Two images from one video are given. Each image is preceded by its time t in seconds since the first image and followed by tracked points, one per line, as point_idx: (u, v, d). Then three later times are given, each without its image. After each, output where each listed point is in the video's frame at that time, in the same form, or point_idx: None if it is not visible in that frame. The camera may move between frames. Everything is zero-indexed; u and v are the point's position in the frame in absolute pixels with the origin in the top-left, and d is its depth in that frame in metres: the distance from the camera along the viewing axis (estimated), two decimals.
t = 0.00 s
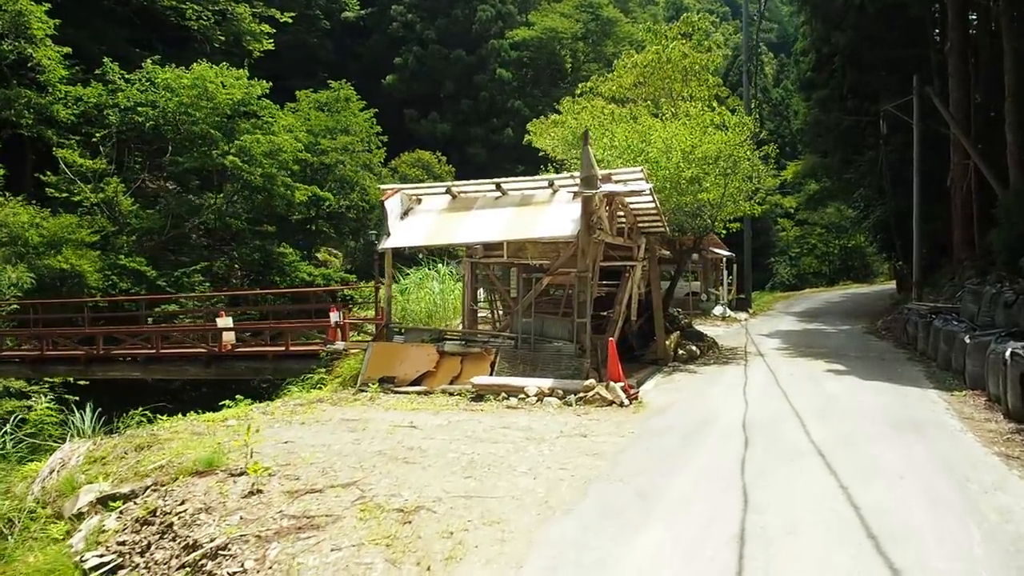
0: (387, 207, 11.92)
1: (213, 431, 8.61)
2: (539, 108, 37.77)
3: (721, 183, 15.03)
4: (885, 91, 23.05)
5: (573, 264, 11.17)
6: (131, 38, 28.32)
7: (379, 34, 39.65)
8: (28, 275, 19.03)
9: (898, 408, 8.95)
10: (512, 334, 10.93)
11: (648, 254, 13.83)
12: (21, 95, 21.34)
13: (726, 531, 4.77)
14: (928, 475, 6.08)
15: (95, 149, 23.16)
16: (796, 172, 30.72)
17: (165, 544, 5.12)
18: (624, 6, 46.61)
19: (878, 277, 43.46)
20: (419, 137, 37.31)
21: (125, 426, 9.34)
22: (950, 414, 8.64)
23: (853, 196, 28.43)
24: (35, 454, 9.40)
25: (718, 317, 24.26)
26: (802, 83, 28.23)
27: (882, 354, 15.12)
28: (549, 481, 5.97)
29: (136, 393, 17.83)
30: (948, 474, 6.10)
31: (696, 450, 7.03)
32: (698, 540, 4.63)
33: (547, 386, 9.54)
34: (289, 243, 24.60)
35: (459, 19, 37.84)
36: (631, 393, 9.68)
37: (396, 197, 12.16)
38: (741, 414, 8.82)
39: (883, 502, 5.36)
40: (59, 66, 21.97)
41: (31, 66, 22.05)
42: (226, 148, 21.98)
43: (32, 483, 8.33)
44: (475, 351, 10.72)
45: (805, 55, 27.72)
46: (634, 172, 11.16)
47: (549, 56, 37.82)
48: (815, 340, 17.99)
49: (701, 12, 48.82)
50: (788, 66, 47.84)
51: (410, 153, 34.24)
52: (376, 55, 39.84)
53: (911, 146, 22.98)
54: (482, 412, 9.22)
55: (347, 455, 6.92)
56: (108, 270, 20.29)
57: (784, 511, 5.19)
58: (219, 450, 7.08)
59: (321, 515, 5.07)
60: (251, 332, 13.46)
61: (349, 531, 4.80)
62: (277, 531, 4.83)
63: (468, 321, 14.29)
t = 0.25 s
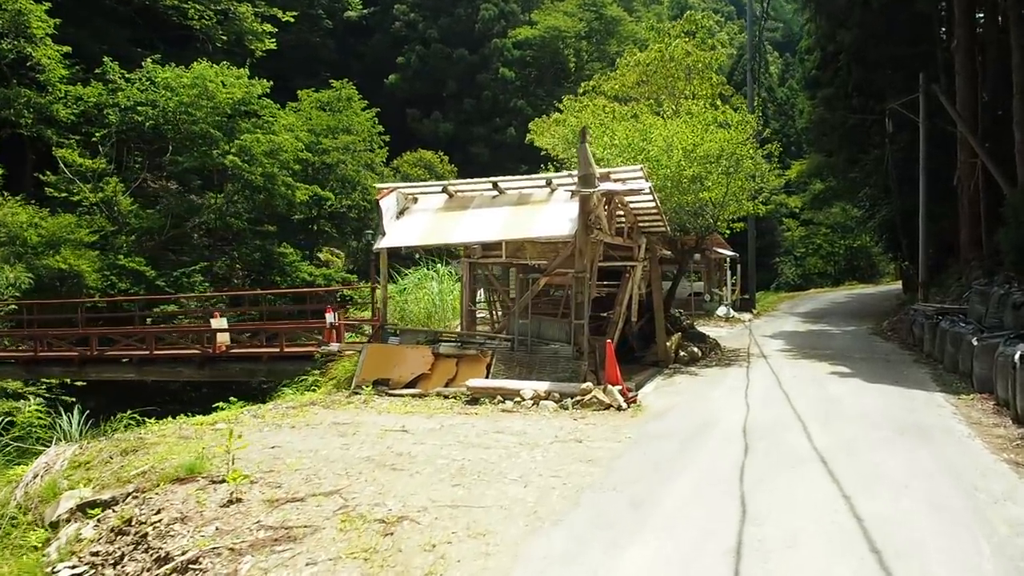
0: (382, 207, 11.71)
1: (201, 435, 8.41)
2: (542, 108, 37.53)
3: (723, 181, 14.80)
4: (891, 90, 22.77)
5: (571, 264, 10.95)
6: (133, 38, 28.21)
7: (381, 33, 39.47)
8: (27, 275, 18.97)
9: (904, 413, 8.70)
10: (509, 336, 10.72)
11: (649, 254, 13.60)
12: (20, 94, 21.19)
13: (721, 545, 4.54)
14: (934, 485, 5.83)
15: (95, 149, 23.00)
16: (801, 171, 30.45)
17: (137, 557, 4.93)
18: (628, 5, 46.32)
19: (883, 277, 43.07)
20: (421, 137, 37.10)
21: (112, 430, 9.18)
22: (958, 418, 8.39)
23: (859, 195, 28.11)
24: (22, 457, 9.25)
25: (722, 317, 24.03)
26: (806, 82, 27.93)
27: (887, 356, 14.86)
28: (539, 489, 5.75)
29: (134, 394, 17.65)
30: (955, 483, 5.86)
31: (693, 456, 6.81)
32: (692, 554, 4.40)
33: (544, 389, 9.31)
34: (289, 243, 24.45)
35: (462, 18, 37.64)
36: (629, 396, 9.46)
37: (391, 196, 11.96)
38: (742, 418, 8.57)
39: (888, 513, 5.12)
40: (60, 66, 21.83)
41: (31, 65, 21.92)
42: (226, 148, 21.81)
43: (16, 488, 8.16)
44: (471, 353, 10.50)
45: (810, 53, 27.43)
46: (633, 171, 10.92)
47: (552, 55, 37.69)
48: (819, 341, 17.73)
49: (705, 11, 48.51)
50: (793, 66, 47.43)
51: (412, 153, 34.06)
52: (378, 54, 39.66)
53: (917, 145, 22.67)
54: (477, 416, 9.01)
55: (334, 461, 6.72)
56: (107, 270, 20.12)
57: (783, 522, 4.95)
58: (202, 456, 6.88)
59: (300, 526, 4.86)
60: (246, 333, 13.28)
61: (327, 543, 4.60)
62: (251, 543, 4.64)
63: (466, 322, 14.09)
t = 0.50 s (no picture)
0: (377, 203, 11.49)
1: (189, 438, 8.18)
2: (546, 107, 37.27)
3: (727, 179, 14.54)
4: (898, 87, 22.45)
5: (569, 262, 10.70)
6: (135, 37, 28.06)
7: (385, 32, 39.26)
8: (25, 273, 18.53)
9: (913, 416, 8.42)
10: (505, 336, 10.48)
11: (650, 253, 13.35)
12: (20, 93, 21.02)
13: (720, 555, 4.30)
14: (945, 491, 5.58)
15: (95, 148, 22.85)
16: (807, 170, 30.13)
17: (106, 565, 4.72)
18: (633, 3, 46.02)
19: (891, 277, 42.65)
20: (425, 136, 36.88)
21: (99, 431, 8.98)
22: (969, 421, 8.11)
23: (866, 194, 27.77)
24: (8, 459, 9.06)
25: (726, 317, 23.75)
26: (812, 79, 27.62)
27: (895, 356, 14.57)
28: (531, 494, 5.51)
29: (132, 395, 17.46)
30: (967, 490, 5.60)
31: (693, 460, 6.55)
32: (689, 565, 4.17)
33: (541, 390, 9.07)
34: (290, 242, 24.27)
35: (466, 16, 37.42)
36: (628, 397, 9.20)
37: (388, 193, 11.78)
38: (745, 420, 8.31)
39: (896, 522, 4.87)
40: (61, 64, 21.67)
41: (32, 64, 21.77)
42: (227, 146, 21.57)
43: None
44: (467, 353, 10.27)
45: (815, 50, 27.12)
46: (634, 167, 10.67)
47: (557, 54, 37.01)
48: (825, 342, 17.44)
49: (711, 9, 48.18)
50: (799, 64, 47.01)
51: (415, 152, 33.85)
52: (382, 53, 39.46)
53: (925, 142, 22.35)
54: (472, 417, 8.79)
55: (321, 464, 6.49)
56: (106, 269, 19.96)
57: (785, 530, 4.70)
58: (184, 459, 6.65)
59: (276, 533, 4.65)
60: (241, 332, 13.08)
61: (303, 552, 4.38)
62: (224, 552, 4.43)
63: (465, 321, 13.87)
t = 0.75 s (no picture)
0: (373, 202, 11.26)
1: (177, 442, 7.96)
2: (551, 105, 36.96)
3: (732, 176, 14.25)
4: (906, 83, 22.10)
5: (569, 261, 10.45)
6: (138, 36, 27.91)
7: (389, 30, 39.03)
8: (24, 273, 18.37)
9: (923, 420, 8.15)
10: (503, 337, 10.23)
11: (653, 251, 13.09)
12: (21, 90, 20.84)
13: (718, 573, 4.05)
14: (957, 503, 5.32)
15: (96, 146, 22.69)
16: (814, 168, 29.76)
17: None
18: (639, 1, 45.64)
19: (899, 276, 42.21)
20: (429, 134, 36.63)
21: (86, 434, 8.78)
22: (982, 426, 7.83)
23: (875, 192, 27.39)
24: None
25: (732, 317, 23.44)
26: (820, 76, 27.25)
27: (904, 357, 14.26)
28: (522, 504, 5.27)
29: (130, 395, 17.26)
30: (980, 502, 5.33)
31: (693, 468, 6.31)
32: None
33: (539, 393, 8.82)
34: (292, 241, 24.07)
35: (470, 14, 37.14)
36: (629, 400, 8.94)
37: (384, 190, 11.57)
38: (748, 425, 8.05)
39: (905, 537, 4.61)
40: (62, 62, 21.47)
41: (33, 62, 21.59)
42: (228, 144, 21.30)
43: None
44: (464, 354, 10.03)
45: (823, 46, 26.75)
46: (636, 164, 10.40)
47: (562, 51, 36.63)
48: (832, 342, 17.13)
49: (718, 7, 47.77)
50: (807, 62, 46.56)
51: (419, 150, 33.60)
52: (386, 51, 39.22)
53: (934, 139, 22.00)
54: (468, 421, 8.55)
55: (307, 471, 6.26)
56: (107, 268, 19.79)
57: (789, 546, 4.45)
58: (167, 464, 6.43)
59: (251, 547, 4.43)
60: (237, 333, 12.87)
61: (278, 569, 4.15)
62: (195, 568, 4.20)
63: (465, 321, 13.63)
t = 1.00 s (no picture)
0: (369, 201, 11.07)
1: (164, 448, 7.77)
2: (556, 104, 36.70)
3: (737, 175, 14.00)
4: (916, 81, 21.78)
5: (567, 262, 10.24)
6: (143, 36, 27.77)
7: (394, 30, 38.86)
8: (25, 273, 18.19)
9: (932, 426, 7.90)
10: (500, 339, 10.01)
11: (655, 251, 12.86)
12: (24, 90, 20.69)
13: None
14: (967, 515, 5.06)
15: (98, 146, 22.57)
16: (822, 168, 29.42)
17: None
18: None
19: (908, 277, 41.79)
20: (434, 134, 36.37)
21: (74, 438, 8.60)
22: (993, 432, 7.56)
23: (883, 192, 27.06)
24: None
25: (738, 318, 23.15)
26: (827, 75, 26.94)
27: (912, 360, 13.97)
28: (511, 515, 5.06)
29: (130, 396, 17.10)
30: (992, 514, 5.08)
31: (691, 477, 6.08)
32: None
33: (535, 397, 8.60)
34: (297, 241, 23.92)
35: (475, 13, 36.93)
36: (628, 404, 8.70)
37: (381, 189, 11.38)
38: (751, 431, 7.81)
39: (913, 553, 4.37)
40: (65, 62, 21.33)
41: (36, 62, 21.43)
42: (230, 143, 21.03)
43: None
44: (460, 357, 9.82)
45: (830, 45, 26.44)
46: (636, 162, 10.16)
47: (568, 51, 36.26)
48: (839, 344, 16.84)
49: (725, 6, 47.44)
50: (815, 61, 46.14)
51: (423, 150, 33.39)
52: (391, 51, 39.04)
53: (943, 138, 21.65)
54: (463, 425, 8.35)
55: (291, 479, 6.06)
56: (108, 269, 19.65)
57: (789, 562, 4.22)
58: (148, 471, 6.24)
59: (222, 561, 4.25)
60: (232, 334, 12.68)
61: None
62: None
63: (465, 322, 13.42)
